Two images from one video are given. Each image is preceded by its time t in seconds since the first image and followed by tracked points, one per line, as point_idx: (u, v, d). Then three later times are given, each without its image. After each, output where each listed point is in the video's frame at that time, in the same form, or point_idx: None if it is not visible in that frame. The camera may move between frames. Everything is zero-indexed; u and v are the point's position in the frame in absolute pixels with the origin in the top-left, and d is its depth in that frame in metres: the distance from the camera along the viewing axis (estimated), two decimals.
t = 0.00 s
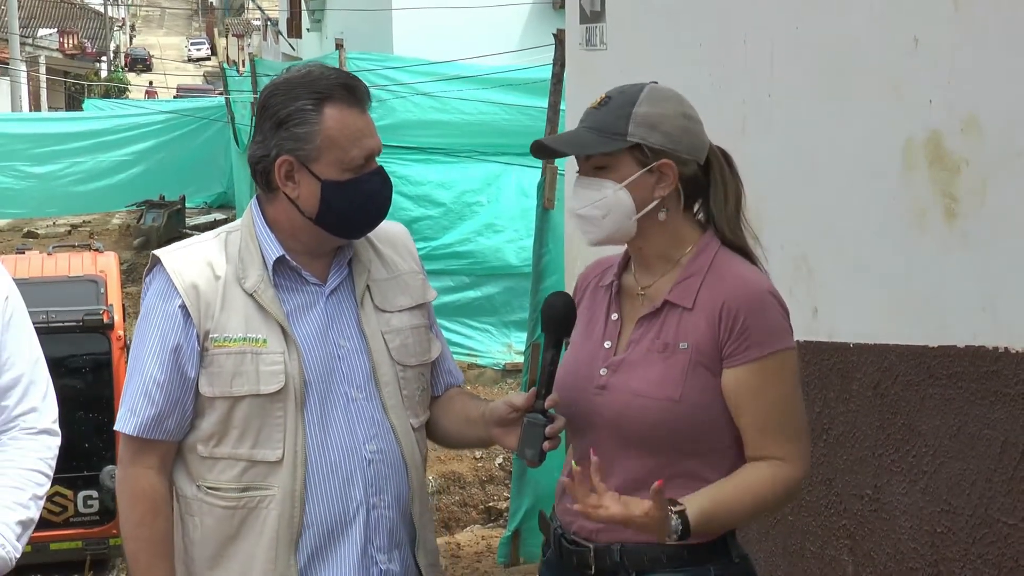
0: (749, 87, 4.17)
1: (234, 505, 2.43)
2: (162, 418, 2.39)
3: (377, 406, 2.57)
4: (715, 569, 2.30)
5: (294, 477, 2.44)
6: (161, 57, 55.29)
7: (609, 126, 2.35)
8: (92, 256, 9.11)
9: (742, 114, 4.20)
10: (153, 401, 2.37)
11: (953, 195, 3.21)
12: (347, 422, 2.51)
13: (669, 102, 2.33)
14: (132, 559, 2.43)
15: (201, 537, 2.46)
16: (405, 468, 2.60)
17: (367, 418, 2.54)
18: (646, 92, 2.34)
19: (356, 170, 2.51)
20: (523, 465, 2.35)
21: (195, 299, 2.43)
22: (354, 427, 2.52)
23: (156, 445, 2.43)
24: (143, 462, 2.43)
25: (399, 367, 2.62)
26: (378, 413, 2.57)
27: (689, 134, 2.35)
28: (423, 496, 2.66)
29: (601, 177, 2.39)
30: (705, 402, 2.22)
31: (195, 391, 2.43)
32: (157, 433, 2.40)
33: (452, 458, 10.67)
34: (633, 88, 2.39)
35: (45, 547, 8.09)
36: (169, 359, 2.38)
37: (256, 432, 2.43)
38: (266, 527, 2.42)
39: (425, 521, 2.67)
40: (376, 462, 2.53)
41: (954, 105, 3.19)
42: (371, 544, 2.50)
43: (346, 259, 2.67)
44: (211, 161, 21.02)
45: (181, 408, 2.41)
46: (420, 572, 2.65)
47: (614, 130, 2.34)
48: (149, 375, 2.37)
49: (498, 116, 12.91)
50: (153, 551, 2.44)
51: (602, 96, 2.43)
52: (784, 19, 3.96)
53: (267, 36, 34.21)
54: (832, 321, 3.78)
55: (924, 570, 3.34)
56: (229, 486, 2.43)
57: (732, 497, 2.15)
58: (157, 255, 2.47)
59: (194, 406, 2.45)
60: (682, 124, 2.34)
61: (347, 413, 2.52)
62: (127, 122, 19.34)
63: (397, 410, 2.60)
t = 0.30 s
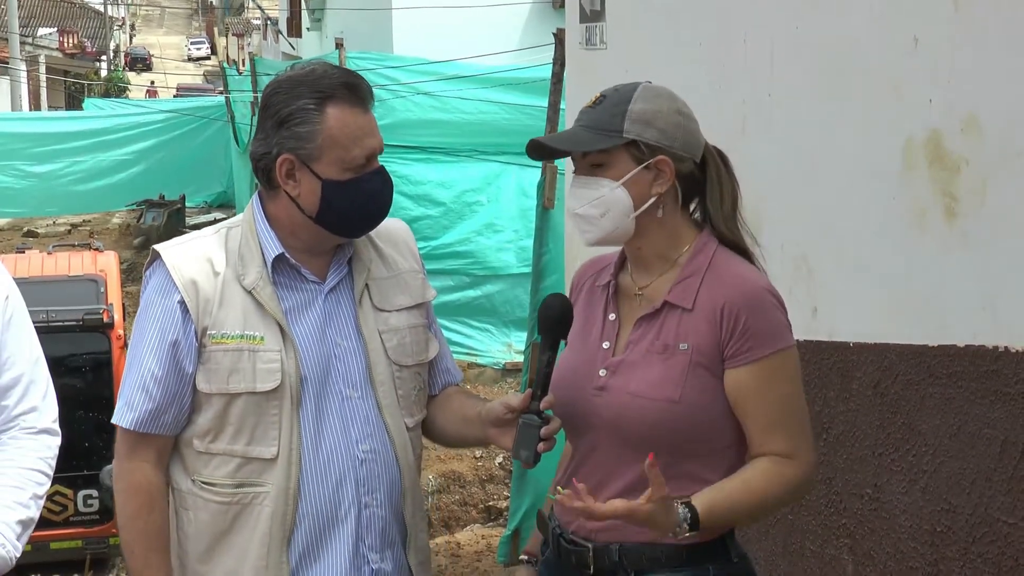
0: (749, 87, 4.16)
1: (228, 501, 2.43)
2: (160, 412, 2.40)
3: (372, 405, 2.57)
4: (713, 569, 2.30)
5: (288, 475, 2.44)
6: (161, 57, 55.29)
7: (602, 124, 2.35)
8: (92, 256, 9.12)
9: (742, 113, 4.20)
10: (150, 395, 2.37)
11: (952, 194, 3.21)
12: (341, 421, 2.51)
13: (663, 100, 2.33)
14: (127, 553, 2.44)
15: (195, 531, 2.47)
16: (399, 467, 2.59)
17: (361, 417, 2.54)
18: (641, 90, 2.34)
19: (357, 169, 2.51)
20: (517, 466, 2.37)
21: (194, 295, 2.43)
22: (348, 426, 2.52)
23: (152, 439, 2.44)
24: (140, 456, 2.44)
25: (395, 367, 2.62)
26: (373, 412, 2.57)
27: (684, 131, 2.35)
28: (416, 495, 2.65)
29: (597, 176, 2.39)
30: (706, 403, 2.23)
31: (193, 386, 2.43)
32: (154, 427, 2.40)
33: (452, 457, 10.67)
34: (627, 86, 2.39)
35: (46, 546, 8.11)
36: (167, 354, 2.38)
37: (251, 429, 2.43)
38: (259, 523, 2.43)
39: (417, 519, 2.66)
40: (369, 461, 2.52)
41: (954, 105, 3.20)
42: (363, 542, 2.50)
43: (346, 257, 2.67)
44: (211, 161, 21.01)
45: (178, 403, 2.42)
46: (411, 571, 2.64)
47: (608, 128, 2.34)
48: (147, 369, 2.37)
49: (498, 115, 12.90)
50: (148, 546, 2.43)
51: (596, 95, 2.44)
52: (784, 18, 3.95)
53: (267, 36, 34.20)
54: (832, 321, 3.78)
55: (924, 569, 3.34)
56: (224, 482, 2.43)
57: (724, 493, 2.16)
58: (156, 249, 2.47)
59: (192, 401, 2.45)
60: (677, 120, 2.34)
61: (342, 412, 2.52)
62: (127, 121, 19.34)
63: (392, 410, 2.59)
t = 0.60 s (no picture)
0: (748, 85, 4.16)
1: (224, 498, 2.43)
2: (155, 410, 2.40)
3: (367, 401, 2.57)
4: (713, 567, 2.28)
5: (284, 472, 2.44)
6: (161, 53, 55.34)
7: (605, 122, 2.35)
8: (91, 253, 9.13)
9: (741, 111, 4.19)
10: (146, 392, 2.38)
11: (952, 192, 3.22)
12: (336, 417, 2.51)
13: (665, 99, 2.34)
14: (122, 550, 2.43)
15: (191, 528, 2.47)
16: (394, 464, 2.59)
17: (356, 414, 2.54)
18: (642, 89, 2.34)
19: (351, 167, 2.51)
20: (513, 461, 2.40)
21: (189, 292, 2.43)
22: (344, 423, 2.52)
23: (148, 436, 2.44)
24: (135, 453, 2.44)
25: (391, 364, 2.62)
26: (369, 409, 2.56)
27: (686, 130, 2.35)
28: (411, 493, 2.65)
29: (601, 174, 2.39)
30: (702, 400, 2.23)
31: (189, 383, 2.43)
32: (150, 425, 2.41)
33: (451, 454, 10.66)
34: (629, 85, 2.39)
35: (46, 543, 8.12)
36: (163, 351, 2.38)
37: (247, 426, 2.43)
38: (255, 520, 2.43)
39: (413, 516, 2.67)
40: (364, 458, 2.52)
41: (953, 103, 3.20)
42: (359, 539, 2.50)
43: (341, 254, 2.67)
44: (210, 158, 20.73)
45: (174, 400, 2.42)
46: (407, 568, 2.65)
47: (613, 126, 2.33)
48: (143, 366, 2.38)
49: (498, 112, 12.91)
50: (144, 542, 2.43)
51: (600, 95, 2.44)
52: (784, 16, 3.95)
53: (267, 33, 34.22)
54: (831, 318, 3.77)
55: (925, 566, 3.35)
56: (219, 479, 2.43)
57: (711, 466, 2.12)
58: (151, 247, 2.47)
59: (188, 398, 2.45)
60: (679, 120, 2.35)
61: (338, 409, 2.52)
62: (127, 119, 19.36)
63: (387, 407, 2.59)
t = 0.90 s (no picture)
0: (747, 80, 4.16)
1: (222, 495, 2.43)
2: (151, 408, 2.40)
3: (364, 397, 2.57)
4: (713, 564, 2.28)
5: (281, 468, 2.44)
6: (161, 48, 55.31)
7: (608, 114, 2.35)
8: (91, 248, 9.13)
9: (741, 107, 4.19)
10: (142, 391, 2.37)
11: (952, 187, 3.22)
12: (333, 413, 2.51)
13: (667, 91, 2.34)
14: (120, 547, 2.44)
15: (189, 526, 2.47)
16: (392, 460, 2.59)
17: (353, 410, 2.54)
18: (644, 80, 2.34)
19: (346, 164, 2.51)
20: (510, 456, 2.41)
21: (184, 290, 2.43)
22: (341, 419, 2.51)
23: (145, 434, 2.44)
24: (133, 451, 2.44)
25: (387, 360, 2.62)
26: (366, 405, 2.56)
27: (687, 122, 2.35)
28: (411, 488, 2.66)
29: (600, 166, 2.39)
30: (701, 394, 2.23)
31: (184, 381, 2.44)
32: (146, 423, 2.41)
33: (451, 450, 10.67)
34: (632, 76, 2.39)
35: (45, 539, 8.12)
36: (158, 349, 2.38)
37: (244, 423, 2.43)
38: (252, 517, 2.43)
39: (412, 512, 2.67)
40: (362, 455, 2.52)
41: (954, 97, 3.20)
42: (358, 535, 2.50)
43: (336, 251, 2.66)
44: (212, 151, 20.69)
45: (170, 398, 2.42)
46: (407, 564, 2.65)
47: (614, 117, 2.34)
48: (138, 365, 2.38)
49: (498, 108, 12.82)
50: (142, 540, 2.44)
51: (602, 86, 2.44)
52: (784, 11, 3.94)
53: (268, 28, 34.21)
54: (830, 314, 3.76)
55: (925, 561, 3.35)
56: (217, 476, 2.43)
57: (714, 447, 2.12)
58: (146, 245, 2.47)
59: (184, 395, 2.46)
60: (680, 112, 2.34)
61: (335, 405, 2.52)
62: (127, 114, 19.28)
63: (384, 403, 2.59)
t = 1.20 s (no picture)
0: (748, 76, 4.15)
1: (221, 493, 2.43)
2: (149, 407, 2.40)
3: (363, 391, 2.56)
4: (714, 559, 2.28)
5: (280, 464, 2.44)
6: (161, 43, 55.29)
7: (608, 105, 2.35)
8: (91, 243, 9.14)
9: (742, 102, 4.18)
10: (140, 389, 2.38)
11: (953, 181, 3.21)
12: (332, 408, 2.51)
13: (668, 84, 2.32)
14: (119, 545, 2.44)
15: (188, 524, 2.47)
16: (393, 453, 2.59)
17: (353, 405, 2.53)
18: (644, 73, 2.33)
19: (340, 160, 2.51)
20: (509, 450, 2.43)
21: (180, 287, 2.43)
22: (340, 414, 2.51)
23: (144, 432, 2.44)
24: (131, 450, 2.44)
25: (386, 354, 2.62)
26: (365, 399, 2.56)
27: (689, 115, 2.34)
28: (411, 483, 2.65)
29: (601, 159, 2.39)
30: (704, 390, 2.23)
31: (182, 378, 2.43)
32: (144, 421, 2.41)
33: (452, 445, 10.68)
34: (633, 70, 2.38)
35: (46, 534, 8.14)
36: (156, 347, 2.38)
37: (242, 419, 2.43)
38: (251, 515, 2.42)
39: (414, 506, 2.67)
40: (363, 449, 2.52)
41: (954, 91, 3.20)
42: (359, 529, 2.50)
43: (332, 247, 2.66)
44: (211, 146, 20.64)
45: (168, 396, 2.42)
46: (409, 557, 2.64)
47: (614, 108, 2.33)
48: (136, 363, 2.38)
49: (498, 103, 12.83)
50: (141, 538, 2.44)
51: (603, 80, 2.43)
52: (785, 6, 3.93)
53: (268, 23, 34.21)
54: (831, 309, 3.76)
55: (925, 556, 3.35)
56: (216, 473, 2.44)
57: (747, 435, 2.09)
58: (142, 244, 2.48)
59: (182, 394, 2.46)
60: (681, 104, 2.33)
61: (334, 400, 2.52)
62: (127, 109, 19.23)
63: (384, 398, 2.59)
